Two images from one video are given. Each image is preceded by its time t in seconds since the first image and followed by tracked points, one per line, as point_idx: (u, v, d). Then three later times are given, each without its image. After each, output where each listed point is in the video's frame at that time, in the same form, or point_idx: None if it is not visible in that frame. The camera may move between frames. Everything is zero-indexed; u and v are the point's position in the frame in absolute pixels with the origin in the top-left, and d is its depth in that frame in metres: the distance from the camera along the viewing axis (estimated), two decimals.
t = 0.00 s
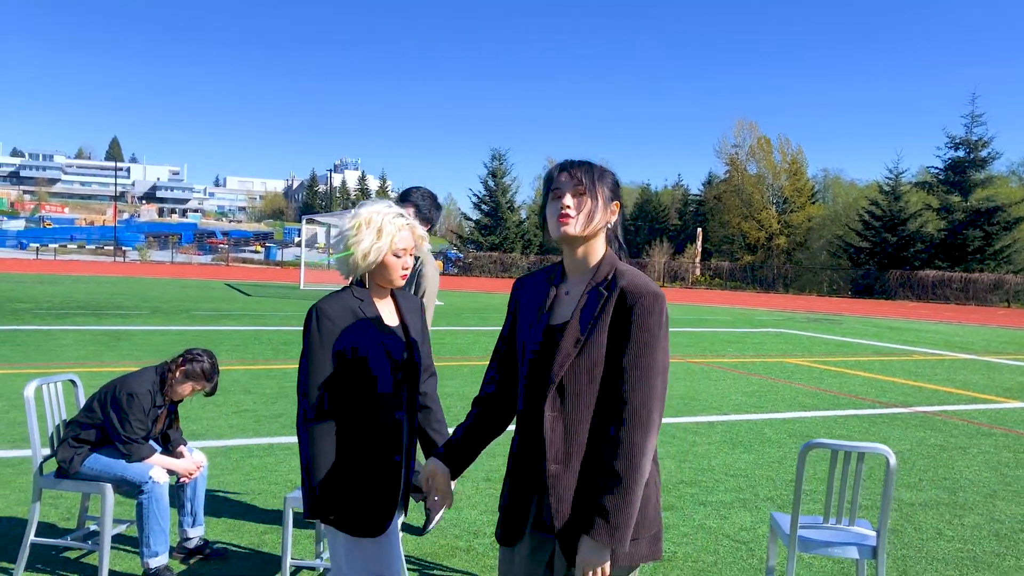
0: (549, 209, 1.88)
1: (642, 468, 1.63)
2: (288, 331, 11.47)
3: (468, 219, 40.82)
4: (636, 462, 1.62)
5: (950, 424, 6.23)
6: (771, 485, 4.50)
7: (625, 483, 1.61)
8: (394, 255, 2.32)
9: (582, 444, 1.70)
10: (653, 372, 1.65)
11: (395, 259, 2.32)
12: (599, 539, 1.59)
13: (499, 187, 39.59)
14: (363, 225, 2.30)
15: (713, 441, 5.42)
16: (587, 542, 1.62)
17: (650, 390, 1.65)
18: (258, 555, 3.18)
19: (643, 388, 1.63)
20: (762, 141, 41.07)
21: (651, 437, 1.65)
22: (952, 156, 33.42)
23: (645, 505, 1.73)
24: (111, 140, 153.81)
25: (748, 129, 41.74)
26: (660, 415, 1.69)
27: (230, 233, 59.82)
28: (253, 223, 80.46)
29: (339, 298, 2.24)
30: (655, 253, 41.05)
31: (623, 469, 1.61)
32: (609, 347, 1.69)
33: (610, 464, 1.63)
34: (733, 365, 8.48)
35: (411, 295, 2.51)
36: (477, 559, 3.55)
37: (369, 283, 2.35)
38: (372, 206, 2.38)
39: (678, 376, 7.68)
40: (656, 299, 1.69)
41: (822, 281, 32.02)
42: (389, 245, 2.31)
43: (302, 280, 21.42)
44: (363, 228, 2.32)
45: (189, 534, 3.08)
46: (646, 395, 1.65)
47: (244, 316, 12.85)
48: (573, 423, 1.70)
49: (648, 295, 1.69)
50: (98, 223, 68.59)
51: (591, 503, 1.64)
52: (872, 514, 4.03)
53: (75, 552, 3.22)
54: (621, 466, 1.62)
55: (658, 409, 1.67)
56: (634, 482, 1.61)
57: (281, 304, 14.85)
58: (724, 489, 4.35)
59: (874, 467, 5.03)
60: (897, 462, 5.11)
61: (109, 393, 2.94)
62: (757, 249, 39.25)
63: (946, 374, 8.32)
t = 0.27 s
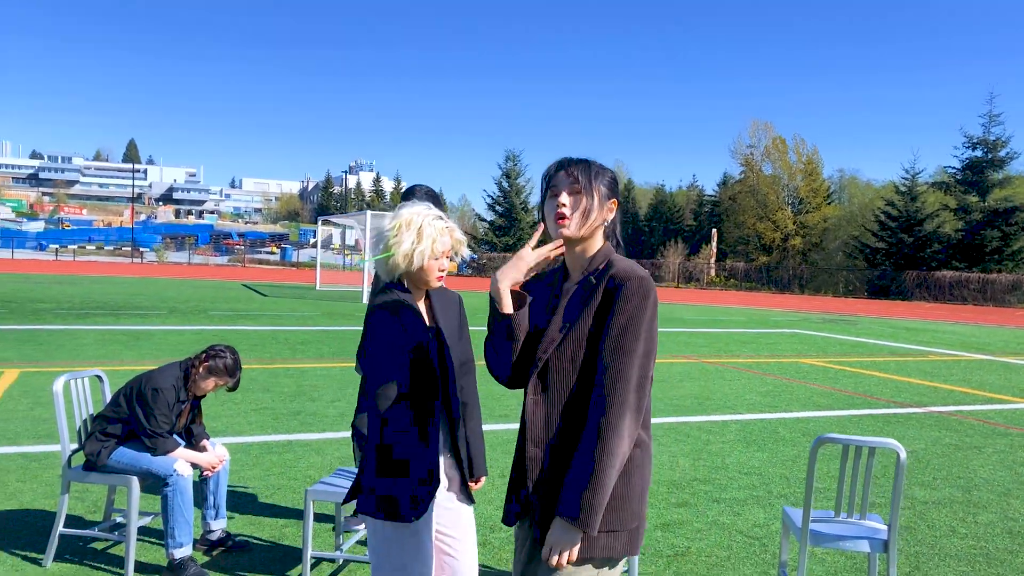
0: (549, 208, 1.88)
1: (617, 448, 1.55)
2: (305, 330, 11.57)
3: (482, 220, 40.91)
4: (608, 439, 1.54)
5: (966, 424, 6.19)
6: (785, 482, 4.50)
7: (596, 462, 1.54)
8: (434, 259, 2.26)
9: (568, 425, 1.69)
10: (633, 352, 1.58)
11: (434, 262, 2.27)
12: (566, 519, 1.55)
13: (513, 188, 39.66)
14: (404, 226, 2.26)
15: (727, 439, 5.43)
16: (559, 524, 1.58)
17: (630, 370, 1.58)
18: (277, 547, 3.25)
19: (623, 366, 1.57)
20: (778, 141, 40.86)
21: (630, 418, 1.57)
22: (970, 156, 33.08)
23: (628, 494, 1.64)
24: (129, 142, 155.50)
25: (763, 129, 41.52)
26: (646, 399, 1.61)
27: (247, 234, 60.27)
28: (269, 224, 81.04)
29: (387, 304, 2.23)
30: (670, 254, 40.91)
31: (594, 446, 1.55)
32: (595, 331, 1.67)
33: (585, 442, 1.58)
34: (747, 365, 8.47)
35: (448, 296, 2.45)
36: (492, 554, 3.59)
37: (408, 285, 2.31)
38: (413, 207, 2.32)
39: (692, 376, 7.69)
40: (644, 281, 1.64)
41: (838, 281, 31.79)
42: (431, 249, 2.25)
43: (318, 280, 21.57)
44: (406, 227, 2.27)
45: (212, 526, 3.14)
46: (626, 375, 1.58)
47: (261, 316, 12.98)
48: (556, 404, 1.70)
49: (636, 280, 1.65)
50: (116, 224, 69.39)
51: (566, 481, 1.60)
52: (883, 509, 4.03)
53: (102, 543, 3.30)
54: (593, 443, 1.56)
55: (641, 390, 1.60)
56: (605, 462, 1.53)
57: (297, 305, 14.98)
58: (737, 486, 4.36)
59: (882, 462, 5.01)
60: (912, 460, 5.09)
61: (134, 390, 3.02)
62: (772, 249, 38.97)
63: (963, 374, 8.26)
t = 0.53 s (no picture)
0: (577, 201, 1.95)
1: (620, 440, 1.57)
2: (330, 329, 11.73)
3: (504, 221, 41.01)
4: (609, 434, 1.56)
5: (992, 425, 6.12)
6: (807, 481, 4.49)
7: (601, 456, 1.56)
8: (468, 255, 2.37)
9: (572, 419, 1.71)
10: (624, 338, 1.60)
11: (468, 259, 2.37)
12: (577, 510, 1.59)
13: (535, 189, 39.71)
14: (440, 225, 2.38)
15: (749, 438, 5.42)
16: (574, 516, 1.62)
17: (622, 361, 1.59)
18: (305, 539, 3.35)
19: (616, 357, 1.59)
20: (803, 141, 40.48)
21: (629, 406, 1.59)
22: (1000, 155, 32.50)
23: (637, 480, 1.67)
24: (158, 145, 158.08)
25: (788, 129, 41.12)
26: (647, 384, 1.63)
27: (272, 234, 60.99)
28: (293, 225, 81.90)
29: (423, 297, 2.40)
30: (693, 255, 40.67)
31: (597, 440, 1.57)
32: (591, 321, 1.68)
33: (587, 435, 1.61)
34: (770, 366, 8.43)
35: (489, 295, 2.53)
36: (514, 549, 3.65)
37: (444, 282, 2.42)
38: (451, 208, 2.46)
39: (714, 376, 7.68)
40: (634, 269, 1.63)
41: (863, 282, 31.38)
42: (463, 243, 2.36)
43: (342, 280, 21.80)
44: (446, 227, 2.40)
45: (243, 518, 3.24)
46: (621, 364, 1.59)
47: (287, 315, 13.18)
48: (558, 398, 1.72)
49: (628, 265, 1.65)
50: (144, 226, 70.58)
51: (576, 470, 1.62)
52: (900, 507, 4.03)
53: (137, 534, 3.41)
54: (595, 437, 1.58)
55: (638, 377, 1.61)
56: (609, 455, 1.56)
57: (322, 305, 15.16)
58: (758, 484, 4.37)
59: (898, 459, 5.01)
60: (935, 460, 5.05)
61: (168, 386, 3.12)
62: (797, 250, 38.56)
63: (990, 376, 8.15)
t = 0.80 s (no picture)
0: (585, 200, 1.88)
1: (633, 459, 1.57)
2: (363, 330, 11.89)
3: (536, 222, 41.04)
4: (622, 452, 1.56)
5: None
6: (838, 484, 4.42)
7: (614, 476, 1.56)
8: (531, 254, 2.46)
9: (580, 439, 1.70)
10: (631, 354, 1.60)
11: (532, 259, 2.47)
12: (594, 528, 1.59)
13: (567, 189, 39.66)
14: (504, 225, 2.47)
15: (779, 440, 5.36)
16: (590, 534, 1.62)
17: (630, 380, 1.59)
18: (336, 535, 3.41)
19: (623, 380, 1.59)
20: (840, 140, 39.80)
21: (640, 424, 1.59)
22: None
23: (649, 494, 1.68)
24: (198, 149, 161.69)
25: (824, 128, 40.45)
26: (655, 401, 1.63)
27: (307, 236, 61.94)
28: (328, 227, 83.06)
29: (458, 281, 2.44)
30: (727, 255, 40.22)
31: (610, 464, 1.56)
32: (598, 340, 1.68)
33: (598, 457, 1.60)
34: (802, 367, 8.31)
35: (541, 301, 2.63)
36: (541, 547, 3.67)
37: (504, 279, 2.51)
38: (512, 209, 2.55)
39: (745, 378, 7.60)
40: (635, 288, 1.62)
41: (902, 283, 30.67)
42: (528, 243, 2.45)
43: (375, 281, 22.06)
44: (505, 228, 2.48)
45: (277, 514, 3.32)
46: (628, 385, 1.59)
47: (321, 316, 13.39)
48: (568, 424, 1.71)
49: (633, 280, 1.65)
50: (182, 227, 72.22)
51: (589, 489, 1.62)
52: (927, 509, 3.98)
53: (176, 528, 3.52)
54: (607, 460, 1.58)
55: (645, 394, 1.61)
56: (623, 473, 1.56)
57: (355, 305, 15.37)
58: (787, 487, 4.32)
59: (926, 461, 4.92)
60: (971, 464, 4.94)
61: (205, 384, 3.21)
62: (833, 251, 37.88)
63: None
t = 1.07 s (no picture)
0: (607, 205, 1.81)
1: (653, 475, 1.56)
2: (401, 330, 12.01)
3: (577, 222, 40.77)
4: (644, 469, 1.55)
5: None
6: (877, 488, 4.30)
7: (633, 492, 1.56)
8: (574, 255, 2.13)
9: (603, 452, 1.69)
10: (652, 372, 1.59)
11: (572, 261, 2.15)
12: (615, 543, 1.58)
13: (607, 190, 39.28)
14: (545, 230, 2.15)
15: (816, 443, 5.24)
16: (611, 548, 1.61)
17: (651, 397, 1.59)
18: (371, 532, 3.46)
19: (644, 397, 1.58)
20: (885, 138, 38.72)
21: (660, 441, 1.58)
22: None
23: (671, 508, 1.68)
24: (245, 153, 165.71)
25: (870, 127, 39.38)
26: (677, 418, 1.62)
27: (349, 237, 62.74)
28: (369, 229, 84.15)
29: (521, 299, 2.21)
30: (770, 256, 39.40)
31: (632, 479, 1.56)
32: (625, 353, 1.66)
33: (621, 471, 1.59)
34: (843, 370, 8.11)
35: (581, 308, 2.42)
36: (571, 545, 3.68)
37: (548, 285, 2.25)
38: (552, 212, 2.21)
39: (783, 381, 7.44)
40: (660, 306, 1.61)
41: (951, 285, 29.67)
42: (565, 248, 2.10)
43: (414, 282, 22.26)
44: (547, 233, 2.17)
45: (314, 511, 3.38)
46: (650, 402, 1.58)
47: (361, 317, 13.58)
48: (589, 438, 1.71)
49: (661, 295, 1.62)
50: (229, 230, 74.08)
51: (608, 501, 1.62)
52: (963, 513, 3.84)
53: (217, 523, 3.60)
54: (629, 475, 1.57)
55: (667, 411, 1.60)
56: (645, 490, 1.55)
57: (394, 306, 15.54)
58: (823, 490, 4.22)
59: (968, 464, 4.77)
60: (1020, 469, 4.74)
61: (244, 383, 3.29)
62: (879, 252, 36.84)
63: None
